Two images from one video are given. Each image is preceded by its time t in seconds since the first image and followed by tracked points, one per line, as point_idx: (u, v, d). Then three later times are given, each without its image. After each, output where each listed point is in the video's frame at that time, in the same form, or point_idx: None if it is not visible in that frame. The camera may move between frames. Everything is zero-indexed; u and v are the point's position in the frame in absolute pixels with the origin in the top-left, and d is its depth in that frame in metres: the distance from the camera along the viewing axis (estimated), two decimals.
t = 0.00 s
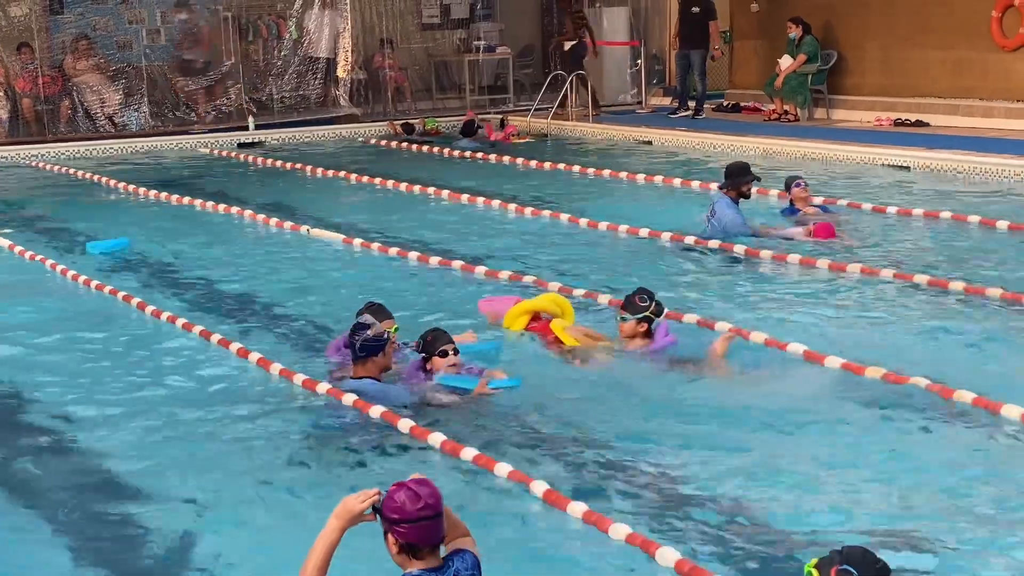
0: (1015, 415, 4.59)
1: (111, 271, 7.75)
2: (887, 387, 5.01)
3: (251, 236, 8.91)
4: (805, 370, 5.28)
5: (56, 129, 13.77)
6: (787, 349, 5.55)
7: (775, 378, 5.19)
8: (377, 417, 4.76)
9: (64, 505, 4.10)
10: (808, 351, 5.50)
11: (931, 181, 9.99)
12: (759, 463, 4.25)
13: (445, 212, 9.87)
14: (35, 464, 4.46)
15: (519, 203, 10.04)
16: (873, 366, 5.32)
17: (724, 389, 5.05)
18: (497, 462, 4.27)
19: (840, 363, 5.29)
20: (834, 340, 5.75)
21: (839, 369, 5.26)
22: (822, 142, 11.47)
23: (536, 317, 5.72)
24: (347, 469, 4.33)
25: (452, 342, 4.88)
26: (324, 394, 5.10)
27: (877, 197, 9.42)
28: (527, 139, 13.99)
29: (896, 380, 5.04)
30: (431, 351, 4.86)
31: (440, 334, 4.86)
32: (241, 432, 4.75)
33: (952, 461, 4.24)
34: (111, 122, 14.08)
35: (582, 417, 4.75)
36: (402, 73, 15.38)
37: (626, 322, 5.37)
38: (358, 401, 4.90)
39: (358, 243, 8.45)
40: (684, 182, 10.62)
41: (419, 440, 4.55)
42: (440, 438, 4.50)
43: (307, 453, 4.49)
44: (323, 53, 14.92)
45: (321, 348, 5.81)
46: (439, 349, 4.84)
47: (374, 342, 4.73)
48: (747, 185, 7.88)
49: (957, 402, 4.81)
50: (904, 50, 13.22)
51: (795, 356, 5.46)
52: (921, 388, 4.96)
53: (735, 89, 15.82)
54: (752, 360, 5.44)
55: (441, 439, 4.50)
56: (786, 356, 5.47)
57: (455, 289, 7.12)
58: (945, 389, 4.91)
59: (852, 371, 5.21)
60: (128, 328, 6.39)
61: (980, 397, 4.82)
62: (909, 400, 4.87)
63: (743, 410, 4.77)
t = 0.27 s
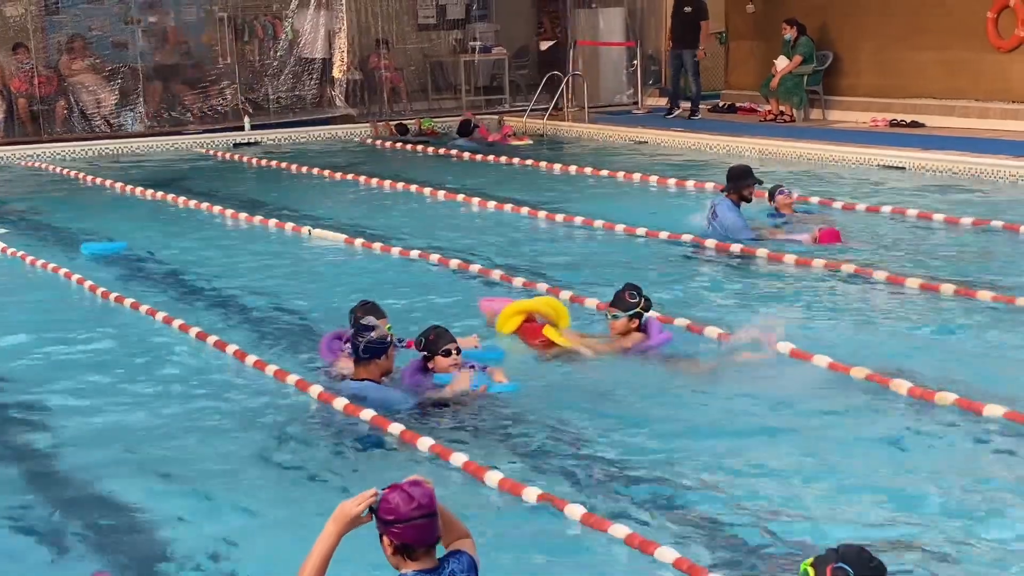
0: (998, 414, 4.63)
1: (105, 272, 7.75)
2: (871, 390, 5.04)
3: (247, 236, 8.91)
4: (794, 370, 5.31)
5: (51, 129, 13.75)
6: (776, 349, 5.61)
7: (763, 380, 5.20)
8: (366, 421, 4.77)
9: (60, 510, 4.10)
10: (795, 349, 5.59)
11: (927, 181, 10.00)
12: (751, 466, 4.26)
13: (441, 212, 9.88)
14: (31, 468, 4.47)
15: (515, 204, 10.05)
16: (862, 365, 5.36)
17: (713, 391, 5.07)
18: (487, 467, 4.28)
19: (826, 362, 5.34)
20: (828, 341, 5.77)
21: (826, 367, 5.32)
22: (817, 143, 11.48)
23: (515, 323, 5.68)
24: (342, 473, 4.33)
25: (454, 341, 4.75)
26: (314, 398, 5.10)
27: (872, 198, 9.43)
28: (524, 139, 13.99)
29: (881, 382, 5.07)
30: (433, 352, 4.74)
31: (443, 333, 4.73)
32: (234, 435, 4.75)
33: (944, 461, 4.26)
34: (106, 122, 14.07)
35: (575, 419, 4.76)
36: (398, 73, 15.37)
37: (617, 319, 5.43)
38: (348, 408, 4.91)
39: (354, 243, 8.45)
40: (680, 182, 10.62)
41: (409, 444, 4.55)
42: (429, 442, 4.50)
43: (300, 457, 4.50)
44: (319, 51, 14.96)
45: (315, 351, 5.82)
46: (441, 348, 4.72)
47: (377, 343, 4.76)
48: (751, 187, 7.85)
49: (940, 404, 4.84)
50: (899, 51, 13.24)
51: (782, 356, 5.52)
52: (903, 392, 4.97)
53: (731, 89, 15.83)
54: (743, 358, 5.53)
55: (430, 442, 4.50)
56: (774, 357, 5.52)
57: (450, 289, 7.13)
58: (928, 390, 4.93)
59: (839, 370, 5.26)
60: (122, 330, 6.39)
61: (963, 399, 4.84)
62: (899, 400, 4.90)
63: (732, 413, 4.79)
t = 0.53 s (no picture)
0: (982, 411, 4.67)
1: (98, 273, 7.73)
2: (861, 389, 5.04)
3: (241, 236, 8.90)
4: (784, 369, 5.31)
5: (46, 129, 13.74)
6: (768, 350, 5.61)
7: (753, 380, 5.19)
8: (361, 422, 4.75)
9: (53, 510, 4.08)
10: (789, 350, 5.58)
11: (922, 182, 10.01)
12: (744, 465, 4.25)
13: (436, 212, 9.87)
14: (23, 469, 4.45)
15: (510, 204, 10.05)
16: (853, 365, 5.37)
17: (704, 391, 5.06)
18: (481, 466, 4.27)
19: (817, 361, 5.34)
20: (821, 341, 5.77)
21: (817, 366, 5.32)
22: (812, 143, 11.48)
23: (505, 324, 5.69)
24: (336, 473, 4.32)
25: (453, 337, 4.91)
26: (308, 398, 5.09)
27: (867, 198, 9.44)
28: (522, 139, 13.99)
29: (870, 381, 5.07)
30: (433, 348, 4.87)
31: (442, 328, 4.89)
32: (227, 435, 4.74)
33: (936, 460, 4.25)
34: (101, 122, 14.04)
35: (568, 418, 4.75)
36: (394, 73, 15.36)
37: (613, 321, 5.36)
38: (342, 406, 4.89)
39: (349, 243, 8.43)
40: (676, 183, 10.63)
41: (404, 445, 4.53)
42: (424, 442, 4.49)
43: (293, 457, 4.49)
44: (313, 52, 14.95)
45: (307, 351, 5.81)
46: (442, 343, 4.87)
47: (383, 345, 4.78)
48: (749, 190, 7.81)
49: (927, 399, 4.87)
50: (894, 51, 13.25)
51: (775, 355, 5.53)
52: (891, 389, 4.99)
53: (726, 89, 15.83)
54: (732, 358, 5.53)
55: (426, 443, 4.50)
56: (765, 356, 5.52)
57: (444, 289, 7.12)
58: (915, 388, 4.95)
59: (830, 369, 5.26)
60: (115, 330, 6.38)
61: (949, 394, 4.87)
62: (893, 399, 4.90)
63: (724, 412, 4.79)
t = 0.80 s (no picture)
0: (978, 415, 4.61)
1: (92, 272, 7.73)
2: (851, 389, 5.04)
3: (235, 236, 8.89)
4: (774, 372, 5.30)
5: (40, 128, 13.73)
6: (756, 349, 5.58)
7: (747, 381, 5.19)
8: (355, 418, 4.77)
9: (45, 512, 4.07)
10: (776, 350, 5.54)
11: (916, 181, 10.01)
12: (737, 464, 4.25)
13: (431, 212, 9.87)
14: (16, 470, 4.43)
15: (504, 203, 10.05)
16: (844, 364, 5.36)
17: (697, 391, 5.06)
18: (474, 464, 4.27)
19: (807, 362, 5.32)
20: (815, 341, 5.76)
21: (806, 367, 5.31)
22: (807, 143, 11.49)
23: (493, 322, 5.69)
24: (329, 473, 4.30)
25: (448, 335, 4.84)
26: (303, 396, 5.11)
27: (862, 198, 9.45)
28: (519, 139, 13.97)
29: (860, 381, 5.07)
30: (428, 348, 4.81)
31: (437, 328, 4.82)
32: (220, 435, 4.73)
33: (929, 460, 4.25)
34: (95, 121, 14.01)
35: (562, 417, 4.75)
36: (388, 73, 15.36)
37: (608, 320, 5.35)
38: (337, 403, 4.90)
39: (344, 242, 8.42)
40: (671, 182, 10.62)
41: (399, 442, 4.54)
42: (418, 438, 4.50)
43: (286, 456, 4.48)
44: (307, 51, 14.94)
45: (301, 352, 5.80)
46: (438, 343, 4.80)
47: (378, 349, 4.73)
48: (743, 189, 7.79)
49: (920, 402, 4.84)
50: (888, 50, 13.25)
51: (762, 356, 5.50)
52: (887, 387, 5.00)
53: (720, 89, 15.84)
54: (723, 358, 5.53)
55: (419, 439, 4.50)
56: (755, 356, 5.51)
57: (438, 288, 7.12)
58: (910, 388, 4.95)
59: (820, 369, 5.26)
60: (108, 330, 6.37)
61: (944, 397, 4.84)
62: (886, 400, 4.89)
63: (717, 411, 4.78)
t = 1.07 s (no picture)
0: (967, 409, 4.68)
1: (84, 270, 7.71)
2: (837, 388, 5.04)
3: (229, 234, 8.88)
4: (759, 373, 5.30)
5: (34, 126, 13.71)
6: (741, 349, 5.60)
7: (736, 381, 5.19)
8: (343, 417, 4.78)
9: (36, 508, 4.07)
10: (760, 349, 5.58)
11: (910, 181, 10.02)
12: (727, 464, 4.25)
13: (425, 210, 9.87)
14: (6, 466, 4.42)
15: (498, 202, 10.05)
16: (829, 364, 5.37)
17: (687, 391, 5.06)
18: (462, 463, 4.27)
19: (792, 362, 5.34)
20: (807, 340, 5.77)
21: (792, 368, 5.32)
22: (801, 142, 11.50)
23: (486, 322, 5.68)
24: (319, 472, 4.31)
25: (442, 338, 4.84)
26: (291, 394, 5.12)
27: (856, 197, 9.46)
28: (516, 139, 13.96)
29: (847, 382, 5.07)
30: (425, 350, 4.81)
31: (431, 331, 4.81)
32: (210, 433, 4.72)
33: (920, 460, 4.25)
34: (89, 120, 13.99)
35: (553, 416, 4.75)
36: (383, 72, 15.36)
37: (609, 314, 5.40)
38: (324, 402, 4.93)
39: (337, 241, 8.41)
40: (665, 182, 10.63)
41: (384, 439, 4.54)
42: (406, 438, 4.49)
43: (276, 455, 4.48)
44: (302, 50, 14.93)
45: (292, 351, 5.80)
46: (433, 347, 4.81)
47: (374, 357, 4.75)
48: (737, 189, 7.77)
49: (907, 400, 4.86)
50: (882, 49, 13.26)
51: (747, 356, 5.51)
52: (870, 391, 4.97)
53: (715, 88, 15.86)
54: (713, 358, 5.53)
55: (407, 438, 4.49)
56: (740, 357, 5.51)
57: (431, 288, 7.11)
58: (895, 388, 4.94)
59: (806, 370, 5.26)
60: (99, 328, 6.36)
61: (931, 393, 4.88)
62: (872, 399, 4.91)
63: (707, 411, 4.78)
